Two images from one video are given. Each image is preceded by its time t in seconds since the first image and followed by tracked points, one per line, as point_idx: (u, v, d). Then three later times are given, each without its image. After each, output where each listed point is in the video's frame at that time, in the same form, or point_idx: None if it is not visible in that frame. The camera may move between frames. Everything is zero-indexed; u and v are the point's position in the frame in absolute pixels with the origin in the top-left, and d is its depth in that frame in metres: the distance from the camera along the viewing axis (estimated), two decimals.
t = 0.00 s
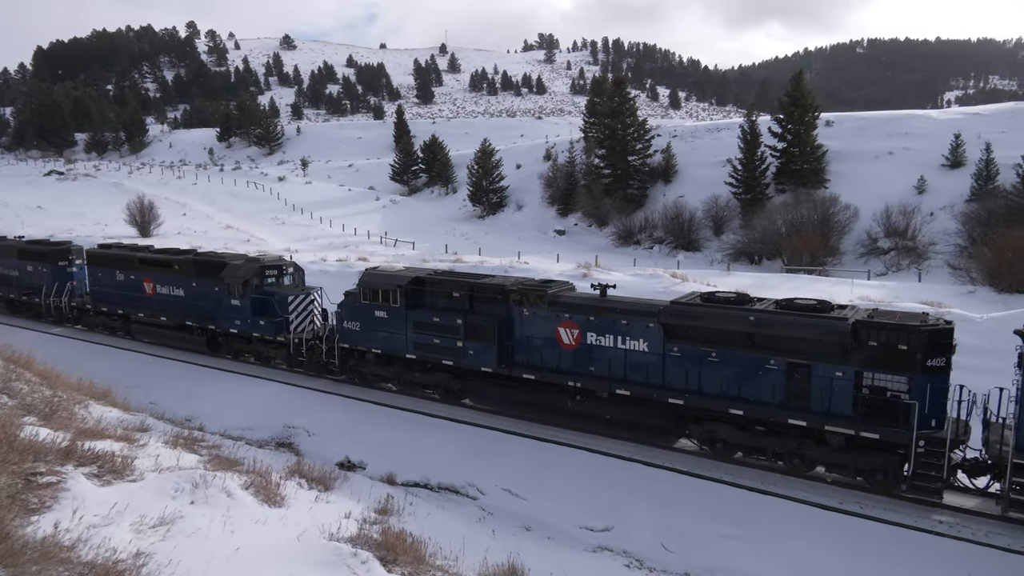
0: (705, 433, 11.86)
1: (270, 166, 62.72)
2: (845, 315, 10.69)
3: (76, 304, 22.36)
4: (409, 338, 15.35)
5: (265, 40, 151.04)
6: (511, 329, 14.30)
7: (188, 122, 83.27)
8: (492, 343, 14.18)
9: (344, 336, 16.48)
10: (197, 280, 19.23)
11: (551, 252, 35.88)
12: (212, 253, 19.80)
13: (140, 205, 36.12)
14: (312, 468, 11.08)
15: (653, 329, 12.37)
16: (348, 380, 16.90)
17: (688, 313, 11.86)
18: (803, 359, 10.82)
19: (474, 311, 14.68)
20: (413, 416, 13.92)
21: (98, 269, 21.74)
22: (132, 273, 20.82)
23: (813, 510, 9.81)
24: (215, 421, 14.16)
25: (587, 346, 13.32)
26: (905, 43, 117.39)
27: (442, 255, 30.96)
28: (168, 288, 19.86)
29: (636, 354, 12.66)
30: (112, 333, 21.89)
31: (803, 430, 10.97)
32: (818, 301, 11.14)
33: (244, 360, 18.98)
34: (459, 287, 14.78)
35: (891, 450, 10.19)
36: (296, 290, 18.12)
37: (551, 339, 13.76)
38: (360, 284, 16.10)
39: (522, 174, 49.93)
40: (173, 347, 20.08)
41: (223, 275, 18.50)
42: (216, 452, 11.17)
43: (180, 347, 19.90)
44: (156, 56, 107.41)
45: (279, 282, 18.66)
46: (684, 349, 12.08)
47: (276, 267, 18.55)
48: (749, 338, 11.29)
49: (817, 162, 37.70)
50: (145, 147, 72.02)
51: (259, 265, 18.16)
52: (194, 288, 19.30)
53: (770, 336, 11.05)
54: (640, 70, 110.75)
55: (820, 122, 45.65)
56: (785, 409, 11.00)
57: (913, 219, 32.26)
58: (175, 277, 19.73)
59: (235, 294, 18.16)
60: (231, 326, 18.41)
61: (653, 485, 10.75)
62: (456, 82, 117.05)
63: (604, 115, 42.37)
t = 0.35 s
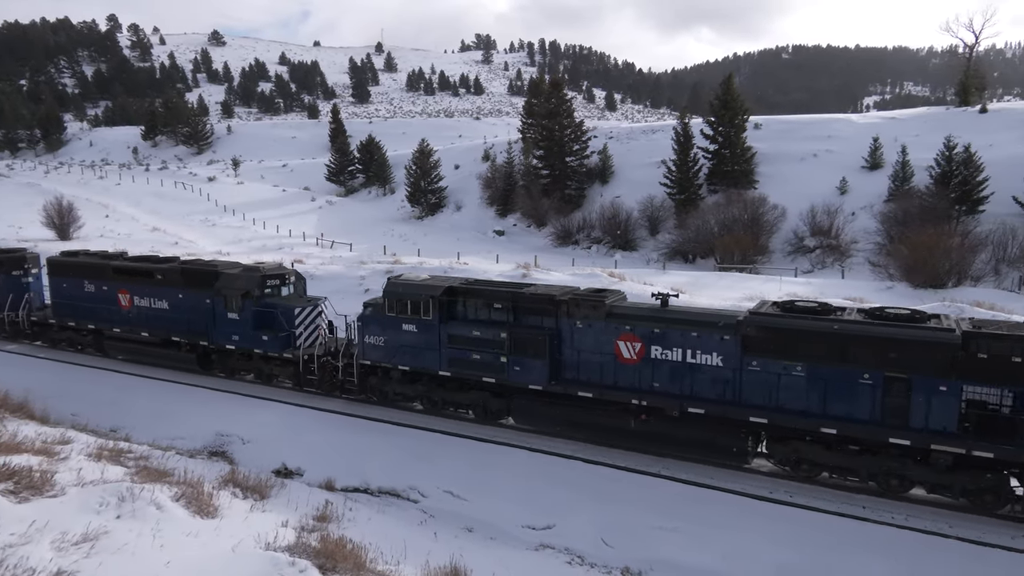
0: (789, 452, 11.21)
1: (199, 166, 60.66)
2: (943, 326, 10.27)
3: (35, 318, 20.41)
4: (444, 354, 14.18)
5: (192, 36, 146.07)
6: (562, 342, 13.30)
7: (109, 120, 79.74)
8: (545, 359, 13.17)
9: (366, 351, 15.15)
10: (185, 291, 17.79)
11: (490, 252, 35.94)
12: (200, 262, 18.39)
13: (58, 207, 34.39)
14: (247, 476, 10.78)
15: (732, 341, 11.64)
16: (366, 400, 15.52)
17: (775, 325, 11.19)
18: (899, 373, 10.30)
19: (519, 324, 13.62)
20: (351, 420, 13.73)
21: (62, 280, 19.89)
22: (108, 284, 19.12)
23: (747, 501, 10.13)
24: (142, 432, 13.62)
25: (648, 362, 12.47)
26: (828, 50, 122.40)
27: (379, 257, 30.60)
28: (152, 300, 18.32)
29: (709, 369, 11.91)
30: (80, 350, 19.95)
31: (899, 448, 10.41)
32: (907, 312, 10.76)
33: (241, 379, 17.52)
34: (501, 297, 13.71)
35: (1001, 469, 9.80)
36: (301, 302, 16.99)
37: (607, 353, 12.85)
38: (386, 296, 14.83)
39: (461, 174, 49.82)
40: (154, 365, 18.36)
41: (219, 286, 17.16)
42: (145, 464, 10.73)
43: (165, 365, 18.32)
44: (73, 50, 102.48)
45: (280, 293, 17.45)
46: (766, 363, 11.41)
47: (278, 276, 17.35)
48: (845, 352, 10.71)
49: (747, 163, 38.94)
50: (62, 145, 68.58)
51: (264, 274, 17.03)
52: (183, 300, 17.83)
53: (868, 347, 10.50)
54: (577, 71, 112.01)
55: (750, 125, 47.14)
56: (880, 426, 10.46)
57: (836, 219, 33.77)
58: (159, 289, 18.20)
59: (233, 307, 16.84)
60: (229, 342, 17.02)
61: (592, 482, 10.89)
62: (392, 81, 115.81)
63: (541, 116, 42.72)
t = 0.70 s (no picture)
0: (873, 466, 10.44)
1: (105, 165, 57.55)
2: None
3: None
4: (481, 369, 12.74)
5: (96, 28, 138.46)
6: (617, 355, 12.09)
7: (3, 115, 74.60)
8: (602, 373, 11.91)
9: (390, 369, 13.52)
10: (170, 304, 15.77)
11: (416, 254, 35.65)
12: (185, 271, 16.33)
13: None
14: (161, 491, 10.30)
15: (810, 351, 10.69)
16: (389, 421, 13.93)
17: (861, 334, 10.25)
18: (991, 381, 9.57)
19: (567, 335, 12.29)
20: (274, 427, 13.33)
21: (14, 291, 17.61)
22: (74, 297, 16.85)
23: (670, 493, 10.39)
24: (45, 449, 12.81)
25: (719, 374, 11.39)
26: (741, 57, 127.37)
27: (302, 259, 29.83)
28: (130, 314, 16.22)
29: (784, 381, 10.93)
30: (37, 369, 17.73)
31: (990, 458, 9.81)
32: (994, 317, 10.00)
33: (238, 400, 15.63)
34: (549, 307, 12.32)
35: None
36: (305, 314, 15.22)
37: (670, 367, 11.69)
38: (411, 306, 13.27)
39: (385, 175, 49.20)
40: (133, 387, 16.36)
41: (213, 298, 15.23)
42: (48, 482, 10.08)
43: (147, 388, 16.25)
44: None
45: (283, 305, 15.61)
46: (851, 374, 10.48)
47: (280, 286, 15.52)
48: (931, 357, 9.84)
49: (667, 164, 40.07)
50: None
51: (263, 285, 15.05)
52: (168, 314, 15.81)
53: (956, 355, 9.70)
54: (501, 73, 112.49)
55: (668, 128, 48.54)
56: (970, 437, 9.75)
57: (750, 219, 35.21)
58: (139, 301, 16.11)
59: (231, 320, 14.97)
60: (226, 360, 15.12)
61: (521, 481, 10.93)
62: (313, 79, 113.12)
63: (465, 116, 42.63)
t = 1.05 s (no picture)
0: (944, 469, 10.27)
1: None
2: None
3: None
4: (532, 383, 11.84)
5: None
6: (678, 364, 11.42)
7: None
8: (665, 383, 11.16)
9: (429, 384, 12.49)
10: (162, 318, 14.08)
11: (332, 256, 34.90)
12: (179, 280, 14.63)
13: None
14: (57, 512, 9.65)
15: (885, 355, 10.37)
16: (422, 440, 12.88)
17: (936, 337, 9.98)
18: None
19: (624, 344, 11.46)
20: (179, 439, 12.74)
21: None
22: (44, 312, 14.87)
23: (588, 489, 10.58)
24: None
25: (787, 381, 10.92)
26: (651, 62, 131.30)
27: (210, 263, 28.65)
28: (114, 331, 14.44)
29: (854, 386, 10.61)
30: None
31: None
32: None
33: (244, 422, 14.16)
34: (604, 315, 11.50)
35: None
36: (323, 325, 13.85)
37: (734, 375, 11.15)
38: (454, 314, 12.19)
39: (298, 175, 47.92)
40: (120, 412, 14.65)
41: (216, 311, 13.61)
42: None
43: (136, 412, 14.58)
44: None
45: (295, 317, 14.29)
46: (924, 377, 10.24)
47: (292, 297, 14.15)
48: (1005, 361, 9.73)
49: (582, 166, 40.82)
50: None
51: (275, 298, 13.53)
52: (161, 328, 14.13)
53: None
54: (416, 73, 111.55)
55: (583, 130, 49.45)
56: None
57: (662, 218, 36.40)
58: (125, 316, 14.34)
59: (239, 335, 13.49)
60: (234, 379, 13.65)
61: (443, 484, 10.88)
62: (219, 76, 108.71)
63: (380, 116, 42.02)
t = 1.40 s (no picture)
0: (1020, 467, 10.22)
1: None
2: None
3: None
4: (602, 390, 11.00)
5: None
6: (758, 367, 10.79)
7: None
8: (745, 388, 10.56)
9: (493, 397, 11.43)
10: (186, 330, 12.63)
11: (256, 258, 33.88)
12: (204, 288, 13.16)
13: None
14: None
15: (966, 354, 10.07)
16: (481, 454, 11.91)
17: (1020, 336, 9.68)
18: None
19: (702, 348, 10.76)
20: (92, 453, 12.03)
21: None
22: (44, 325, 13.18)
23: (521, 488, 10.62)
24: None
25: (870, 384, 10.49)
26: (577, 65, 133.35)
27: (124, 267, 27.28)
28: (130, 345, 12.89)
29: (936, 387, 10.27)
30: None
31: None
32: None
33: (281, 440, 12.89)
34: (680, 320, 10.76)
35: None
36: (368, 334, 12.67)
37: (816, 379, 10.60)
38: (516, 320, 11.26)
39: (217, 175, 46.24)
40: (137, 435, 13.13)
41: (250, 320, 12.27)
42: None
43: (158, 433, 13.10)
44: None
45: (339, 328, 13.02)
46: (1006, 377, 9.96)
47: (334, 305, 12.83)
48: None
49: (510, 166, 41.00)
50: None
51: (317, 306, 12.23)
52: (186, 342, 12.68)
53: None
54: (341, 71, 109.57)
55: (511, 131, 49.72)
56: None
57: (590, 218, 37.01)
58: (144, 329, 12.81)
59: (281, 348, 12.20)
60: (274, 396, 12.32)
61: (376, 490, 10.66)
62: (130, 71, 103.74)
63: (304, 115, 40.90)
